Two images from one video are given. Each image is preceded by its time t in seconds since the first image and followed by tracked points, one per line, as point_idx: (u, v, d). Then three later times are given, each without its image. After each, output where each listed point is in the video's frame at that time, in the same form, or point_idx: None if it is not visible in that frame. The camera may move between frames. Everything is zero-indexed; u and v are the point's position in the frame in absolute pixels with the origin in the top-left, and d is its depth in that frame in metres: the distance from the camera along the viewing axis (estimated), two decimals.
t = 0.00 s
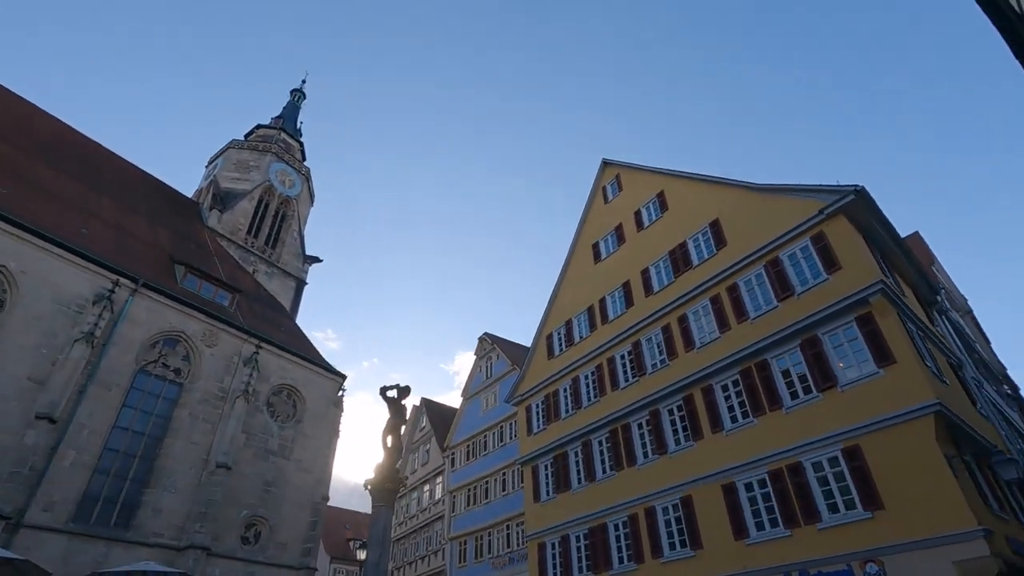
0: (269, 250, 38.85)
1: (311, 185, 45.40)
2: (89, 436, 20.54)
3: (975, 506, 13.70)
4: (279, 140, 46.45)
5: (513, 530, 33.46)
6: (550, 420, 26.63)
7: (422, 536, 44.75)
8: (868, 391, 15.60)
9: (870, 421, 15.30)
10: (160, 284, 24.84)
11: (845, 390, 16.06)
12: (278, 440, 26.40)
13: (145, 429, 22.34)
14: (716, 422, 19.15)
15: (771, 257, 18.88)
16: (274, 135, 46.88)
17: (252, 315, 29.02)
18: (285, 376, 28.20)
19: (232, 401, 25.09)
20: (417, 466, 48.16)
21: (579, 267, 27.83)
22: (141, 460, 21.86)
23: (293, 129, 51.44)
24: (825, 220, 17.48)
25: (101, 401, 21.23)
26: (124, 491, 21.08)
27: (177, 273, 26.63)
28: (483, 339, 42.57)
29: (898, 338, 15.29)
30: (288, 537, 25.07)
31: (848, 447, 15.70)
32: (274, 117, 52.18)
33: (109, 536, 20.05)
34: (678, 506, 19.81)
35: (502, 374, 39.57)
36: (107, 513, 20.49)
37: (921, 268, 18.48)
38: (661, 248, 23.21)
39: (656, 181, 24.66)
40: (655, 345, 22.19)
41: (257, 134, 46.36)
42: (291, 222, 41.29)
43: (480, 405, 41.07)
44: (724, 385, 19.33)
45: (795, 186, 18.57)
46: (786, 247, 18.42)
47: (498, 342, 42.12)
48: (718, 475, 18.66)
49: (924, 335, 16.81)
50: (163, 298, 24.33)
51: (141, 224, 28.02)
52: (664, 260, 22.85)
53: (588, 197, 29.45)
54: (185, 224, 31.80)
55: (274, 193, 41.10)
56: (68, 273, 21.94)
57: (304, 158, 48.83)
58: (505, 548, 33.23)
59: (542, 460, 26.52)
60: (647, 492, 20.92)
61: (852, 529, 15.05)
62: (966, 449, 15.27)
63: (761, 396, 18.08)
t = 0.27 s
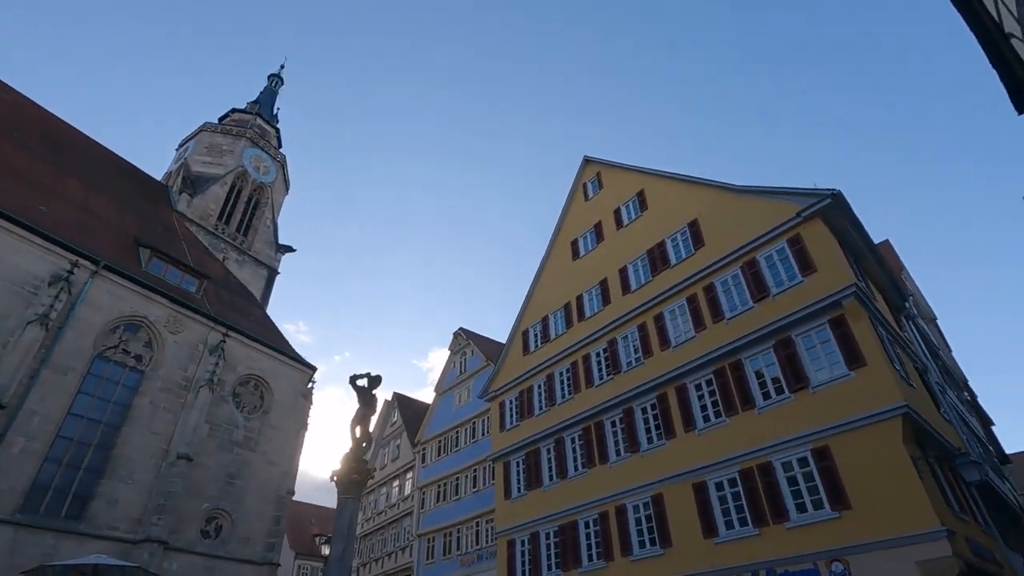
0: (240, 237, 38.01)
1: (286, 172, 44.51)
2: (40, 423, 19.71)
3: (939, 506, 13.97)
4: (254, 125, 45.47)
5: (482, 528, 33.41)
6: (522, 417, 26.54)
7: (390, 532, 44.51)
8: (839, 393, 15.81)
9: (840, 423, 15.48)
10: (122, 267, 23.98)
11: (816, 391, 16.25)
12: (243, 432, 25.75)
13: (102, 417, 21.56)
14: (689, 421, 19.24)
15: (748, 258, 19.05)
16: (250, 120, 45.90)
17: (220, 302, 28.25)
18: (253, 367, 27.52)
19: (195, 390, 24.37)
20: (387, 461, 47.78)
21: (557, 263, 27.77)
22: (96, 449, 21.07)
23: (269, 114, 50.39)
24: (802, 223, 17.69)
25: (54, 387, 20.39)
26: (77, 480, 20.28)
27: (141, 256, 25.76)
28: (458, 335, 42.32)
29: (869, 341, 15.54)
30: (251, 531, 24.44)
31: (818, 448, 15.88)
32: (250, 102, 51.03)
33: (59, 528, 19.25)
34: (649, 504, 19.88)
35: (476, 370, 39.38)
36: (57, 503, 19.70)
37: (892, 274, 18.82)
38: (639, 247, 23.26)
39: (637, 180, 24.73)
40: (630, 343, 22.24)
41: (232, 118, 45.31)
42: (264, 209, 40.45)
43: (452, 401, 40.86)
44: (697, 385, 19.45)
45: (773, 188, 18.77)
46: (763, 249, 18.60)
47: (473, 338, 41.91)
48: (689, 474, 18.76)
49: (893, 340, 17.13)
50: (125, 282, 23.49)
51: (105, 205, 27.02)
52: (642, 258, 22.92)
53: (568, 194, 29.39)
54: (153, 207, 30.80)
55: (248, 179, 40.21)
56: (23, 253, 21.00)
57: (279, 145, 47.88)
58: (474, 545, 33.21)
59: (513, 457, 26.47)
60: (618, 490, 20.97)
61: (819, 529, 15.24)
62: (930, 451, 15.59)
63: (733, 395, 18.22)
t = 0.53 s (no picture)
0: (203, 216, 36.84)
1: (254, 151, 43.27)
2: None
3: (894, 504, 14.39)
4: (222, 101, 44.10)
5: (444, 519, 33.41)
6: (489, 409, 26.47)
7: (349, 522, 44.18)
8: (802, 392, 16.14)
9: (803, 420, 15.81)
10: (73, 240, 22.90)
11: (780, 389, 16.57)
12: (198, 417, 24.94)
13: (45, 397, 20.57)
14: (655, 416, 19.44)
15: (720, 256, 19.29)
16: (218, 96, 44.51)
17: (179, 282, 27.28)
18: (211, 350, 26.68)
19: (149, 372, 23.47)
20: (349, 451, 47.24)
21: (531, 255, 27.68)
22: (37, 430, 20.09)
23: (238, 91, 48.92)
24: (774, 223, 17.99)
25: None
26: (15, 462, 19.30)
27: (94, 230, 24.60)
28: (426, 325, 41.96)
29: (834, 342, 15.90)
30: (203, 520, 23.69)
31: (780, 445, 16.19)
32: (219, 77, 49.44)
33: None
34: (613, 498, 20.04)
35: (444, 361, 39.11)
36: None
37: (855, 278, 19.31)
38: (613, 242, 23.36)
39: (614, 175, 24.78)
40: (601, 337, 22.32)
41: (199, 93, 43.87)
42: (229, 189, 39.29)
43: (418, 392, 40.56)
44: (665, 380, 19.64)
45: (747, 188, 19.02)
46: (735, 248, 18.87)
47: (441, 327, 41.54)
48: (653, 468, 18.95)
49: (855, 342, 17.57)
50: (76, 256, 22.42)
51: (58, 176, 25.77)
52: (616, 253, 23.02)
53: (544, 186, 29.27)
54: (111, 180, 29.55)
55: (213, 156, 38.96)
56: None
57: (248, 124, 46.55)
58: (434, 537, 33.20)
59: (479, 449, 26.44)
60: (583, 483, 21.09)
61: (778, 524, 15.55)
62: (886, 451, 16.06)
63: (700, 391, 18.46)
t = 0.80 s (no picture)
0: (162, 189, 35.48)
1: (219, 125, 41.79)
2: None
3: (846, 498, 14.83)
4: (186, 70, 42.42)
5: (404, 508, 33.30)
6: (454, 398, 26.34)
7: (306, 510, 43.63)
8: (764, 388, 16.48)
9: (764, 416, 16.16)
10: (18, 207, 21.68)
11: (743, 385, 16.89)
12: (149, 397, 24.06)
13: None
14: (620, 409, 19.61)
15: (691, 252, 19.52)
16: (181, 64, 42.81)
17: (132, 257, 26.20)
18: (166, 328, 25.76)
19: (96, 349, 22.49)
20: (308, 437, 46.52)
21: (502, 244, 27.53)
22: None
23: (204, 61, 47.10)
24: (744, 222, 18.27)
25: None
26: None
27: (42, 196, 23.29)
28: (393, 311, 41.44)
29: (798, 341, 16.27)
30: (150, 504, 22.86)
31: (740, 440, 16.51)
32: (184, 45, 47.49)
33: None
34: (575, 489, 20.17)
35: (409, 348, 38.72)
36: None
37: (819, 279, 19.78)
38: (585, 234, 23.41)
39: (589, 167, 24.80)
40: (569, 329, 22.38)
41: (161, 60, 42.10)
42: (191, 162, 37.92)
43: (382, 378, 40.13)
44: (631, 373, 19.82)
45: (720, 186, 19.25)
46: (706, 245, 19.11)
47: (408, 314, 40.94)
48: (616, 459, 19.14)
49: (816, 341, 18.01)
50: (20, 223, 21.22)
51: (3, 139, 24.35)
52: (588, 245, 23.09)
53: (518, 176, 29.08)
54: (61, 146, 28.10)
55: (174, 128, 37.51)
56: None
57: (213, 96, 44.90)
58: (393, 525, 33.07)
59: (442, 438, 26.35)
60: (545, 473, 21.19)
61: (735, 517, 15.87)
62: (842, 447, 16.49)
63: (665, 385, 18.69)
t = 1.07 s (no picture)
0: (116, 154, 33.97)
1: (180, 90, 40.15)
2: None
3: (799, 488, 15.30)
4: (146, 30, 40.57)
5: (362, 491, 33.13)
6: (418, 381, 26.15)
7: (260, 492, 42.95)
8: (726, 380, 16.83)
9: (724, 407, 16.51)
10: None
11: (706, 376, 17.22)
12: (95, 371, 23.11)
13: None
14: (585, 396, 19.76)
15: (660, 244, 19.73)
16: (141, 24, 40.92)
17: (80, 223, 25.01)
18: (115, 300, 24.79)
19: (38, 318, 21.44)
20: (265, 417, 45.68)
21: (473, 228, 27.31)
22: None
23: (166, 23, 45.11)
24: (714, 216, 18.53)
25: None
26: None
27: None
28: (358, 292, 40.88)
29: (761, 334, 16.64)
30: (93, 482, 21.90)
31: (700, 429, 16.84)
32: (145, 5, 45.36)
33: None
34: (536, 475, 20.31)
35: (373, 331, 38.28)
36: None
37: (782, 276, 20.25)
38: (557, 221, 23.42)
39: (563, 154, 24.75)
40: (537, 316, 22.42)
41: (120, 18, 40.17)
42: (148, 128, 36.39)
43: (344, 360, 39.62)
44: (597, 362, 19.99)
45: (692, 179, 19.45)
46: (675, 236, 19.33)
47: (374, 296, 40.37)
48: (578, 446, 19.32)
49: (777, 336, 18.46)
50: None
51: None
52: (559, 232, 23.11)
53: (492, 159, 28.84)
54: (6, 102, 26.53)
55: (131, 90, 35.89)
56: None
57: (174, 60, 43.09)
58: (350, 509, 32.88)
59: (404, 421, 26.17)
60: (507, 458, 21.26)
61: (692, 504, 16.22)
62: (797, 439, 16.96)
63: (630, 374, 18.91)
